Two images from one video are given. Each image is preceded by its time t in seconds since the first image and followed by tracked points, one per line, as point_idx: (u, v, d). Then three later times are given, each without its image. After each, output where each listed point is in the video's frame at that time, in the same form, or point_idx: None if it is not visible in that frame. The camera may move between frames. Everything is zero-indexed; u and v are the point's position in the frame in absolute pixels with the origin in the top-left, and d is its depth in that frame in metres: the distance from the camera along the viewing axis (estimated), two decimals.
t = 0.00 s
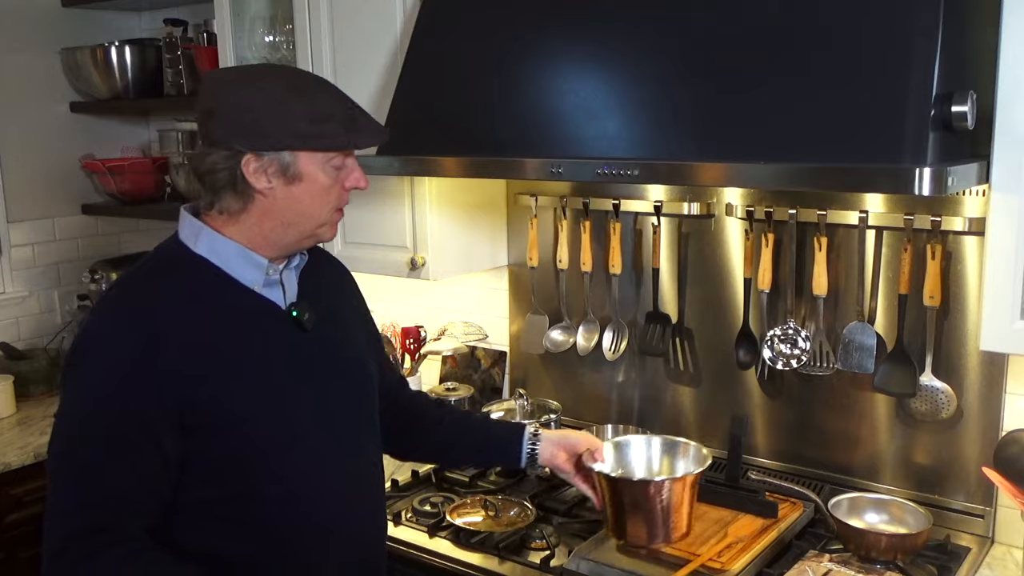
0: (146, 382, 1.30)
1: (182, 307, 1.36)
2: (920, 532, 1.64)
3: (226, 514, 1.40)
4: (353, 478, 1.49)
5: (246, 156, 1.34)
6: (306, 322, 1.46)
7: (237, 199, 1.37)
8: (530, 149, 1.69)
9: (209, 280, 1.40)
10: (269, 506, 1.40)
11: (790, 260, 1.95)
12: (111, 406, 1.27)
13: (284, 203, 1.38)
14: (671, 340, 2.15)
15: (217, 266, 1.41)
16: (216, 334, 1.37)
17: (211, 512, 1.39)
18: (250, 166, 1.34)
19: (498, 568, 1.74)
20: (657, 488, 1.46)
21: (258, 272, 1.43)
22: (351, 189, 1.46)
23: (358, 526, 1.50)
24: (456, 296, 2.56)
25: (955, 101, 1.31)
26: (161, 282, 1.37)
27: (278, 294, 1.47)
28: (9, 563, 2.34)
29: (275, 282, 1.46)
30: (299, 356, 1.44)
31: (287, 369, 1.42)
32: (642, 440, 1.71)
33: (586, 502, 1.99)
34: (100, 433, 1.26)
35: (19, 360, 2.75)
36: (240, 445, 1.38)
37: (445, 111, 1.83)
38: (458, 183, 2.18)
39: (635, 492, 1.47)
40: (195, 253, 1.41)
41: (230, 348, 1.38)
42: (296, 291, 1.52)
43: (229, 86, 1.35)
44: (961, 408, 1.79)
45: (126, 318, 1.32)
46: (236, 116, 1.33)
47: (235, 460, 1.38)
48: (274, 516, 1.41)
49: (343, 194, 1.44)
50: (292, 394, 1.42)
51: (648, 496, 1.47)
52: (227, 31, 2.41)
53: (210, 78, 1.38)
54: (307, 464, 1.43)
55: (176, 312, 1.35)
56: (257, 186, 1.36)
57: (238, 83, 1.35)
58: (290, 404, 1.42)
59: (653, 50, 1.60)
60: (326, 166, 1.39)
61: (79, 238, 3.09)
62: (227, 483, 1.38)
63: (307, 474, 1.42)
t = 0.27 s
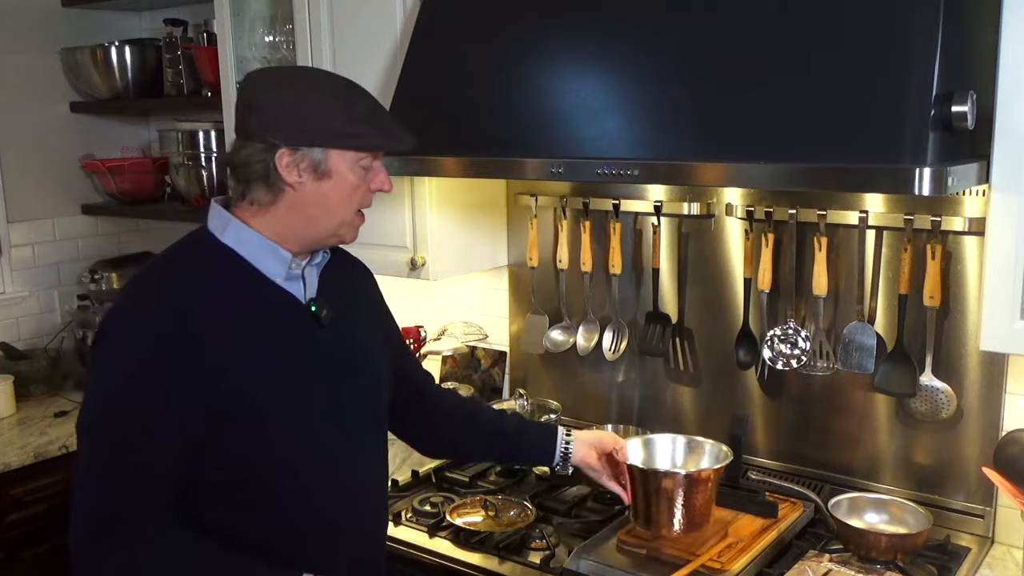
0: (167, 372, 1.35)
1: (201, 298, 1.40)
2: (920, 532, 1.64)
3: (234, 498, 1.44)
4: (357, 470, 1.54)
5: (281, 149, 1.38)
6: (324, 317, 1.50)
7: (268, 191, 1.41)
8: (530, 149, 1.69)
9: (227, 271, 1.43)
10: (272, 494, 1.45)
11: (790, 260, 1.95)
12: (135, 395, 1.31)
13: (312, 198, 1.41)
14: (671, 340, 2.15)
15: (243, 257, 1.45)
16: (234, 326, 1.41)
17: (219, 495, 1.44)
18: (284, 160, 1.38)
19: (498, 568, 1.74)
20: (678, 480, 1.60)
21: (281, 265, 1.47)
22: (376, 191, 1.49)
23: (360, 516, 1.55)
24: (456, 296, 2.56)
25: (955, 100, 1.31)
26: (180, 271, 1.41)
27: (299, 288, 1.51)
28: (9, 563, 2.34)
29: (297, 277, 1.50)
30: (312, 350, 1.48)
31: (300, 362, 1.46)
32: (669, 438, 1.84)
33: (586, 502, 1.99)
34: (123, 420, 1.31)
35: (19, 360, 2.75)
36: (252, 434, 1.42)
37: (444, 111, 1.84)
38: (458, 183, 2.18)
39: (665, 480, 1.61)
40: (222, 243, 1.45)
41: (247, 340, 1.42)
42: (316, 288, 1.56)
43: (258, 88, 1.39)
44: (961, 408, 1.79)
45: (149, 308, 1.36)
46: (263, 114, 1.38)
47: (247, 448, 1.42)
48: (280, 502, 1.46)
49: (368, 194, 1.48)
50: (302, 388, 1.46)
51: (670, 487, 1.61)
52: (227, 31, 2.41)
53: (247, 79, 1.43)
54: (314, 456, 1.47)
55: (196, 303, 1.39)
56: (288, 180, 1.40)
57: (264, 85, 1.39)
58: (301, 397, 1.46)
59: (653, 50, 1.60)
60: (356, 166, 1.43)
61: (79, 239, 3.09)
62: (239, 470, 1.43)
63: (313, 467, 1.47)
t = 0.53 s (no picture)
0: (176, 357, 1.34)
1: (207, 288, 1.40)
2: (920, 532, 1.64)
3: (232, 490, 1.44)
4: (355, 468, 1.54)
5: (295, 144, 1.40)
6: (328, 312, 1.51)
7: (279, 185, 1.43)
8: (530, 149, 1.69)
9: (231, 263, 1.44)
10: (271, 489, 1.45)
11: (790, 260, 1.95)
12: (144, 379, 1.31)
13: (321, 195, 1.43)
14: (671, 340, 2.15)
15: (252, 249, 1.46)
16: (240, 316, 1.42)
17: (218, 488, 1.44)
18: (296, 155, 1.40)
19: (498, 568, 1.74)
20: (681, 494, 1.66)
21: (288, 257, 1.48)
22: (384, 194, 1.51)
23: (356, 513, 1.55)
24: (457, 296, 2.56)
25: (955, 100, 1.31)
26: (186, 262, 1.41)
27: (305, 282, 1.52)
28: (8, 563, 2.34)
29: (305, 271, 1.51)
30: (316, 344, 1.49)
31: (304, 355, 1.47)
32: (674, 449, 1.92)
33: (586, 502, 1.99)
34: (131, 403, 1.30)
35: (19, 360, 2.75)
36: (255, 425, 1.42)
37: (444, 111, 1.84)
38: (458, 183, 2.18)
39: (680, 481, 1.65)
40: (234, 235, 1.47)
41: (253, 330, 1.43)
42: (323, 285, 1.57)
43: (274, 91, 1.43)
44: (961, 408, 1.79)
45: (157, 294, 1.36)
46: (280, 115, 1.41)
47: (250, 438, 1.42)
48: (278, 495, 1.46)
49: (376, 196, 1.49)
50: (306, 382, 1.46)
51: (673, 499, 1.67)
52: (227, 31, 2.42)
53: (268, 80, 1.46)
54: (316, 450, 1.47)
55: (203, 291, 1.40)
56: (299, 175, 1.42)
57: (281, 88, 1.42)
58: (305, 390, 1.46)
59: (653, 50, 1.60)
60: (366, 167, 1.45)
61: (79, 238, 3.09)
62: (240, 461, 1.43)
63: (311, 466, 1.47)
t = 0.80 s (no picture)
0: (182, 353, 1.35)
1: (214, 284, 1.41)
2: (921, 532, 1.64)
3: (235, 485, 1.44)
4: (359, 462, 1.55)
5: (304, 141, 1.40)
6: (328, 308, 1.51)
7: (286, 181, 1.43)
8: (529, 149, 1.69)
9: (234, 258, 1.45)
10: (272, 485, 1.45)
11: (790, 260, 1.95)
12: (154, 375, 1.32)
13: (327, 192, 1.44)
14: (671, 340, 2.15)
15: (256, 244, 1.47)
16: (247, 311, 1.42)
17: (219, 478, 1.44)
18: (304, 152, 1.41)
19: (498, 568, 1.74)
20: (684, 500, 1.64)
21: (291, 253, 1.48)
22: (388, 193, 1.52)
23: (357, 513, 1.55)
24: (457, 296, 2.56)
25: (955, 100, 1.31)
26: (192, 258, 1.41)
27: (307, 279, 1.51)
28: (8, 563, 2.34)
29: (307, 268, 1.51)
30: (319, 342, 1.49)
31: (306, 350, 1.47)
32: (676, 450, 1.92)
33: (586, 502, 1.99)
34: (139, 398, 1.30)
35: (19, 360, 2.75)
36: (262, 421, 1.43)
37: (444, 110, 1.84)
38: (458, 183, 2.18)
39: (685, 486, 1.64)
40: (238, 231, 1.47)
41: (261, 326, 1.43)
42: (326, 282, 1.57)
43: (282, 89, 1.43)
44: (961, 408, 1.79)
45: (163, 290, 1.36)
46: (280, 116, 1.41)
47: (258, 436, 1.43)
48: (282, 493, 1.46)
49: (379, 194, 1.50)
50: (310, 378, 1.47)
51: (677, 505, 1.65)
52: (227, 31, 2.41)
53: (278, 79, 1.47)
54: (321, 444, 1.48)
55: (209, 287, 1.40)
56: (306, 171, 1.42)
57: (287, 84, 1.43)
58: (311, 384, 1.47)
59: (653, 50, 1.60)
60: (372, 166, 1.46)
61: (79, 238, 3.09)
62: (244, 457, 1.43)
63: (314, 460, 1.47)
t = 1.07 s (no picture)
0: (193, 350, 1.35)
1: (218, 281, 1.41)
2: (920, 532, 1.64)
3: (240, 482, 1.45)
4: (365, 460, 1.56)
5: (318, 142, 1.41)
6: (332, 304, 1.52)
7: (296, 181, 1.44)
8: (529, 149, 1.69)
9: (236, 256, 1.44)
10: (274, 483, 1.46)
11: (790, 260, 1.95)
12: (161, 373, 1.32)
13: (336, 192, 1.45)
14: (670, 340, 2.15)
15: (261, 241, 1.47)
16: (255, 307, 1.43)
17: (223, 478, 1.44)
18: (317, 152, 1.41)
19: (498, 568, 1.74)
20: (684, 501, 1.64)
21: (296, 249, 1.48)
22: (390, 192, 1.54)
23: (364, 512, 1.56)
24: (457, 296, 2.56)
25: (955, 100, 1.31)
26: (200, 255, 1.42)
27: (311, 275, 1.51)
28: (9, 563, 2.34)
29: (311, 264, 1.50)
30: (327, 342, 1.50)
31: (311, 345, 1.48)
32: (674, 450, 1.91)
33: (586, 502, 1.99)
34: (153, 394, 1.31)
35: (19, 360, 2.75)
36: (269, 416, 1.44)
37: (444, 111, 1.84)
38: (458, 183, 2.18)
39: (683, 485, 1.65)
40: (244, 228, 1.48)
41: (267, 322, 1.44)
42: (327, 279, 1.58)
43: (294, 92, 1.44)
44: (961, 408, 1.79)
45: (173, 287, 1.37)
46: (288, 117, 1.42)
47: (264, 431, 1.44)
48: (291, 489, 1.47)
49: (383, 194, 1.52)
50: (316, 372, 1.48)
51: (677, 505, 1.65)
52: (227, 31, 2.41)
53: (285, 80, 1.47)
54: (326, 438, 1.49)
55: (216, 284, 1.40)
56: (318, 172, 1.43)
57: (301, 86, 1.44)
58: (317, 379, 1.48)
59: (653, 50, 1.60)
60: (380, 166, 1.48)
61: (79, 238, 3.09)
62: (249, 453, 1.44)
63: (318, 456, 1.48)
